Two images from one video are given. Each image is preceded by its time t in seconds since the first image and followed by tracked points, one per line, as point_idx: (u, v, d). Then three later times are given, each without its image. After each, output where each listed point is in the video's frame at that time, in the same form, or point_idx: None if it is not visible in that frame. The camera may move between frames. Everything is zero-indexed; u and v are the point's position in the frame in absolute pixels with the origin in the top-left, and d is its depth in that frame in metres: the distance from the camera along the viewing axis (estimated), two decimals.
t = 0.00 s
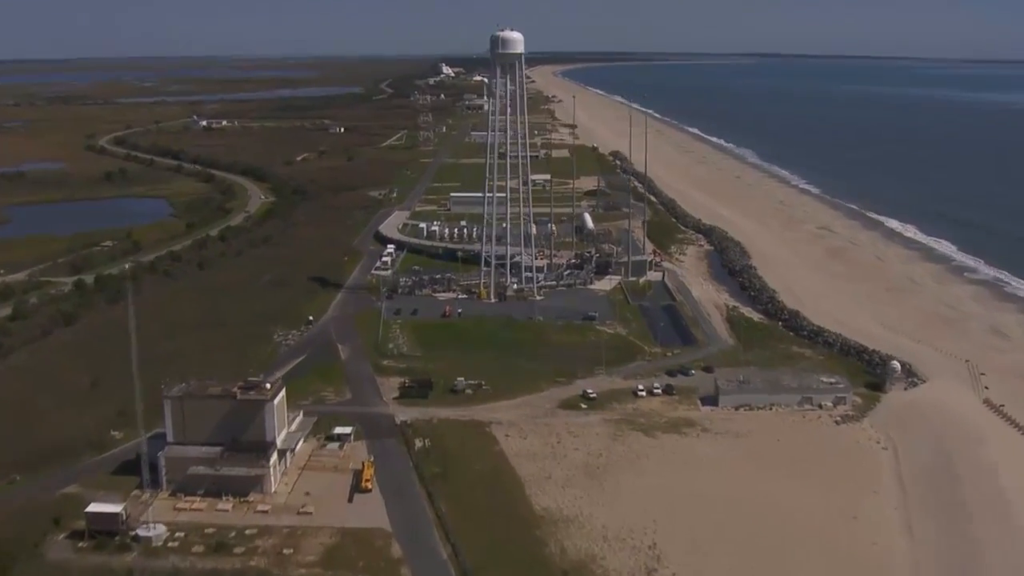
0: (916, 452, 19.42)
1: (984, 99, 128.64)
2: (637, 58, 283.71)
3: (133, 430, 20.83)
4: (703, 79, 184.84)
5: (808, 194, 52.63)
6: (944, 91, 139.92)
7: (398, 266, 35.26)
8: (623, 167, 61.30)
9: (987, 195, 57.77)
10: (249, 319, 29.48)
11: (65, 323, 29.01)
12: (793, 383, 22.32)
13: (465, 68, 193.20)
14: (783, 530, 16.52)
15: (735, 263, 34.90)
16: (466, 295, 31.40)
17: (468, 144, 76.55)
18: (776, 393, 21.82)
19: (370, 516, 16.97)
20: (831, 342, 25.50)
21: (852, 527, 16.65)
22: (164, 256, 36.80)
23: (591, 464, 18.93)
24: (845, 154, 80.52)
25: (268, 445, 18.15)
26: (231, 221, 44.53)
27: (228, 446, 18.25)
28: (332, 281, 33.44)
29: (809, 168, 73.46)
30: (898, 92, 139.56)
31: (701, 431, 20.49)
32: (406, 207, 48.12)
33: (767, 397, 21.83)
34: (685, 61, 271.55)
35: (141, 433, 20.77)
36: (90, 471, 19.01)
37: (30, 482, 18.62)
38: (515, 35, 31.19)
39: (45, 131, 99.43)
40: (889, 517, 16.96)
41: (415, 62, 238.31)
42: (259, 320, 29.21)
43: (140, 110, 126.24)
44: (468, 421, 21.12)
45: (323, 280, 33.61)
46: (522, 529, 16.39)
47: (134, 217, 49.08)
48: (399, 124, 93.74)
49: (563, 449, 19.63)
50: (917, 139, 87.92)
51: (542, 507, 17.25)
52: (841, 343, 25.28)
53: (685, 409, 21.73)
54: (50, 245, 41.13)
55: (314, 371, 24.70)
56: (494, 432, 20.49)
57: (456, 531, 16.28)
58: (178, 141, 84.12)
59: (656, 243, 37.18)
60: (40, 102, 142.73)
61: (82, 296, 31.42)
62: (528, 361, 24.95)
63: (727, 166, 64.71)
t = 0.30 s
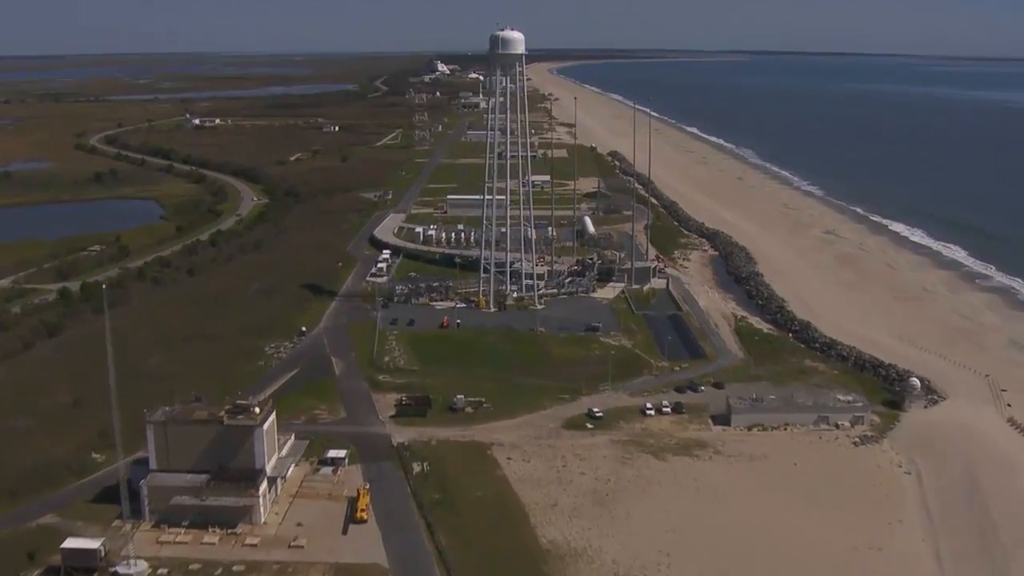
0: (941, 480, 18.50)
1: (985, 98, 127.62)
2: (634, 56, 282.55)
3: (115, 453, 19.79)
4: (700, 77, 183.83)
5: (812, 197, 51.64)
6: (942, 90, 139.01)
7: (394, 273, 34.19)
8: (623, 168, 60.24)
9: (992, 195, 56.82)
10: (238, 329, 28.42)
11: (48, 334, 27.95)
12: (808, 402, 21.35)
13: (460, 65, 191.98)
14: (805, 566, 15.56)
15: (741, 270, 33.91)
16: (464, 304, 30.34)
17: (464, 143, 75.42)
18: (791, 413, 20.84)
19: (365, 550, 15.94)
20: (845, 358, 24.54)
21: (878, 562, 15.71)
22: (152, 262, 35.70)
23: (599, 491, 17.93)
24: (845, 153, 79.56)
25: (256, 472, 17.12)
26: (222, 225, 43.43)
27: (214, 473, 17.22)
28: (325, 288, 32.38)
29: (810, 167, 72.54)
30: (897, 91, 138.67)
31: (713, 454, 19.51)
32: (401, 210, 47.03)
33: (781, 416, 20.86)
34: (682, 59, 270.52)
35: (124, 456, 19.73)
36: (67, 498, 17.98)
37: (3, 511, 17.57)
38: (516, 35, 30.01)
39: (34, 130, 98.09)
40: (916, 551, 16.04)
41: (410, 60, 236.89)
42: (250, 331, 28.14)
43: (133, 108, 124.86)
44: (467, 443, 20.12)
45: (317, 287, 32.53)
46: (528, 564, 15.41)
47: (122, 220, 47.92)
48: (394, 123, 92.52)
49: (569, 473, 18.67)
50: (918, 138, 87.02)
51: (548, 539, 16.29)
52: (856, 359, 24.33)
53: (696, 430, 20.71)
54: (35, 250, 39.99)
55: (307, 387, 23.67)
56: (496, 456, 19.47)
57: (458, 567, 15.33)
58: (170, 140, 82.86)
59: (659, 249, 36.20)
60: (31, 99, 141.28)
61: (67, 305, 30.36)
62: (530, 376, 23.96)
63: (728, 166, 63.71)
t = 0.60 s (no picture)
0: (971, 508, 17.56)
1: (985, 97, 126.76)
2: (630, 53, 281.46)
3: (96, 478, 18.72)
4: (697, 74, 182.77)
5: (816, 198, 50.68)
6: (940, 88, 138.18)
7: (390, 280, 33.15)
8: (622, 169, 59.16)
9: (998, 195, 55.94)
10: (229, 341, 27.34)
11: (30, 346, 26.83)
12: (826, 422, 20.37)
13: (454, 62, 190.60)
14: None
15: (748, 277, 32.94)
16: (463, 314, 29.32)
17: (459, 143, 74.35)
18: (808, 434, 19.87)
19: None
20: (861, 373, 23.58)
21: None
22: (140, 269, 34.57)
23: (609, 522, 16.93)
24: (846, 152, 78.61)
25: (246, 503, 16.06)
26: (213, 229, 42.29)
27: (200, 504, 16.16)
28: (319, 297, 31.32)
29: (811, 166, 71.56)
30: (894, 89, 137.90)
31: (728, 479, 18.51)
32: (397, 213, 45.92)
33: (799, 437, 19.88)
34: (678, 56, 269.52)
35: (105, 481, 18.66)
36: (44, 529, 16.90)
37: None
38: (517, 35, 28.84)
39: (23, 129, 96.65)
40: None
41: (406, 57, 235.48)
42: (240, 344, 27.04)
43: (124, 106, 123.42)
44: (469, 466, 19.10)
45: (310, 296, 31.48)
46: None
47: (111, 224, 46.78)
48: (388, 121, 91.35)
49: (577, 501, 17.68)
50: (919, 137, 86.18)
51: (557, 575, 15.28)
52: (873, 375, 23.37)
53: (709, 451, 19.74)
54: (20, 256, 38.84)
55: (300, 404, 22.60)
56: (500, 481, 18.46)
57: None
58: (161, 140, 81.56)
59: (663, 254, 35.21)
60: (23, 97, 139.81)
61: (50, 315, 29.24)
62: (533, 393, 22.96)
63: (728, 166, 62.71)
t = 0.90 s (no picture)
0: (1002, 539, 16.67)
1: (984, 95, 126.10)
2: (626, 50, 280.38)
3: (77, 505, 17.74)
4: (695, 71, 181.73)
5: (821, 200, 49.76)
6: (939, 86, 137.45)
7: (386, 288, 32.14)
8: (622, 169, 58.11)
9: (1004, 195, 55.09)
10: (219, 353, 26.30)
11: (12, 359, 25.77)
12: (845, 442, 19.45)
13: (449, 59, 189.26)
14: None
15: (756, 284, 32.02)
16: (462, 324, 28.33)
17: (456, 142, 73.29)
18: (828, 455, 18.94)
19: None
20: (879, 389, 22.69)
21: None
22: (129, 276, 33.49)
23: (622, 554, 15.97)
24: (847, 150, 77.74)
25: (235, 538, 15.06)
26: (205, 233, 41.17)
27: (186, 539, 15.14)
28: (313, 306, 30.29)
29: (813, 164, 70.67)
30: (893, 87, 137.15)
31: (745, 505, 17.56)
32: (393, 216, 44.88)
33: (818, 458, 19.00)
34: (675, 53, 268.42)
35: (87, 509, 17.67)
36: (20, 564, 15.89)
37: None
38: (518, 34, 27.67)
39: (13, 128, 95.27)
40: None
41: (401, 53, 234.02)
42: (231, 357, 25.97)
43: (117, 104, 121.95)
44: (472, 491, 18.13)
45: (304, 304, 30.45)
46: None
47: (100, 227, 45.67)
48: (383, 120, 90.20)
49: (586, 531, 16.72)
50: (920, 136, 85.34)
51: None
52: (892, 391, 22.48)
53: (723, 474, 18.79)
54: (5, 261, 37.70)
55: (294, 422, 21.59)
56: (505, 509, 17.48)
57: None
58: (153, 139, 80.28)
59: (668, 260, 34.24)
60: (15, 95, 138.13)
61: (34, 325, 28.17)
62: (538, 410, 21.99)
63: (729, 166, 61.75)
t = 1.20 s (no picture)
0: None
1: (984, 95, 125.40)
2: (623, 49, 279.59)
3: (55, 543, 16.76)
4: (693, 70, 180.70)
5: (826, 203, 48.75)
6: (939, 87, 136.50)
7: (383, 298, 31.05)
8: (623, 171, 57.05)
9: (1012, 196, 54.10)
10: (209, 369, 25.18)
11: None
12: (870, 469, 18.42)
13: (444, 59, 187.94)
14: None
15: (765, 294, 31.01)
16: (462, 337, 27.24)
17: (453, 143, 72.15)
18: (852, 483, 17.92)
19: None
20: (900, 411, 21.72)
21: None
22: (116, 286, 32.34)
23: None
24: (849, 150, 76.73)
25: None
26: (196, 238, 40.00)
27: None
28: (307, 317, 29.17)
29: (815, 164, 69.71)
30: (892, 87, 136.40)
31: (766, 539, 16.52)
32: (390, 220, 43.77)
33: (842, 487, 17.98)
34: (672, 52, 267.67)
35: (66, 546, 16.68)
36: None
37: None
38: (520, 36, 26.45)
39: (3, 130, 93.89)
40: None
41: (397, 53, 232.84)
42: (222, 373, 24.84)
43: (110, 104, 120.67)
44: (476, 524, 17.06)
45: (297, 316, 29.32)
46: None
47: (89, 234, 44.48)
48: (379, 121, 88.97)
49: (599, 570, 15.67)
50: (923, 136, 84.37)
51: None
52: (915, 413, 21.51)
53: (742, 504, 17.75)
54: None
55: (287, 445, 20.50)
56: (511, 543, 16.42)
57: None
58: (145, 141, 79.00)
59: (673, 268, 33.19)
60: (7, 95, 136.67)
61: (15, 339, 27.05)
62: (544, 431, 20.92)
63: (731, 168, 60.69)
